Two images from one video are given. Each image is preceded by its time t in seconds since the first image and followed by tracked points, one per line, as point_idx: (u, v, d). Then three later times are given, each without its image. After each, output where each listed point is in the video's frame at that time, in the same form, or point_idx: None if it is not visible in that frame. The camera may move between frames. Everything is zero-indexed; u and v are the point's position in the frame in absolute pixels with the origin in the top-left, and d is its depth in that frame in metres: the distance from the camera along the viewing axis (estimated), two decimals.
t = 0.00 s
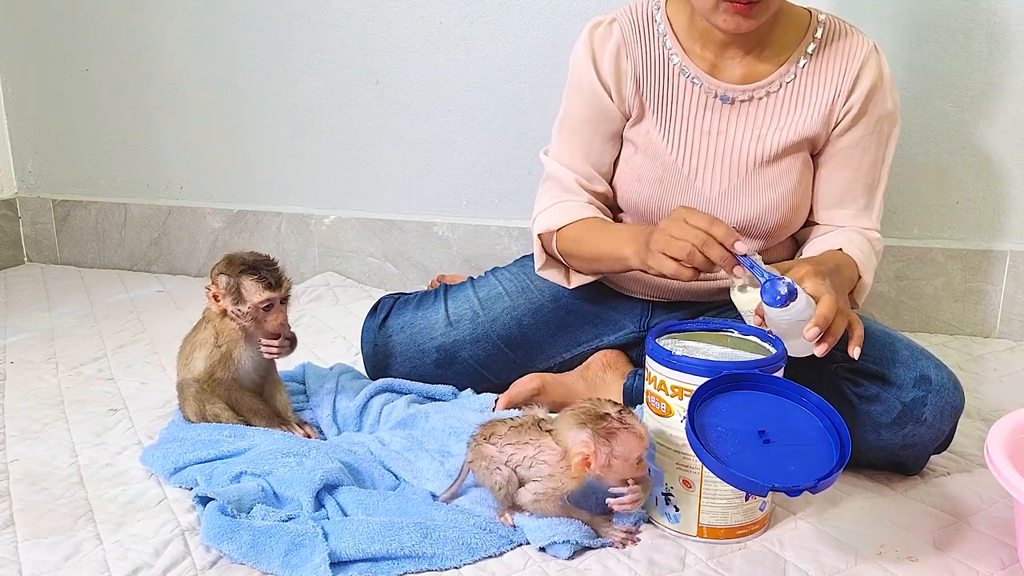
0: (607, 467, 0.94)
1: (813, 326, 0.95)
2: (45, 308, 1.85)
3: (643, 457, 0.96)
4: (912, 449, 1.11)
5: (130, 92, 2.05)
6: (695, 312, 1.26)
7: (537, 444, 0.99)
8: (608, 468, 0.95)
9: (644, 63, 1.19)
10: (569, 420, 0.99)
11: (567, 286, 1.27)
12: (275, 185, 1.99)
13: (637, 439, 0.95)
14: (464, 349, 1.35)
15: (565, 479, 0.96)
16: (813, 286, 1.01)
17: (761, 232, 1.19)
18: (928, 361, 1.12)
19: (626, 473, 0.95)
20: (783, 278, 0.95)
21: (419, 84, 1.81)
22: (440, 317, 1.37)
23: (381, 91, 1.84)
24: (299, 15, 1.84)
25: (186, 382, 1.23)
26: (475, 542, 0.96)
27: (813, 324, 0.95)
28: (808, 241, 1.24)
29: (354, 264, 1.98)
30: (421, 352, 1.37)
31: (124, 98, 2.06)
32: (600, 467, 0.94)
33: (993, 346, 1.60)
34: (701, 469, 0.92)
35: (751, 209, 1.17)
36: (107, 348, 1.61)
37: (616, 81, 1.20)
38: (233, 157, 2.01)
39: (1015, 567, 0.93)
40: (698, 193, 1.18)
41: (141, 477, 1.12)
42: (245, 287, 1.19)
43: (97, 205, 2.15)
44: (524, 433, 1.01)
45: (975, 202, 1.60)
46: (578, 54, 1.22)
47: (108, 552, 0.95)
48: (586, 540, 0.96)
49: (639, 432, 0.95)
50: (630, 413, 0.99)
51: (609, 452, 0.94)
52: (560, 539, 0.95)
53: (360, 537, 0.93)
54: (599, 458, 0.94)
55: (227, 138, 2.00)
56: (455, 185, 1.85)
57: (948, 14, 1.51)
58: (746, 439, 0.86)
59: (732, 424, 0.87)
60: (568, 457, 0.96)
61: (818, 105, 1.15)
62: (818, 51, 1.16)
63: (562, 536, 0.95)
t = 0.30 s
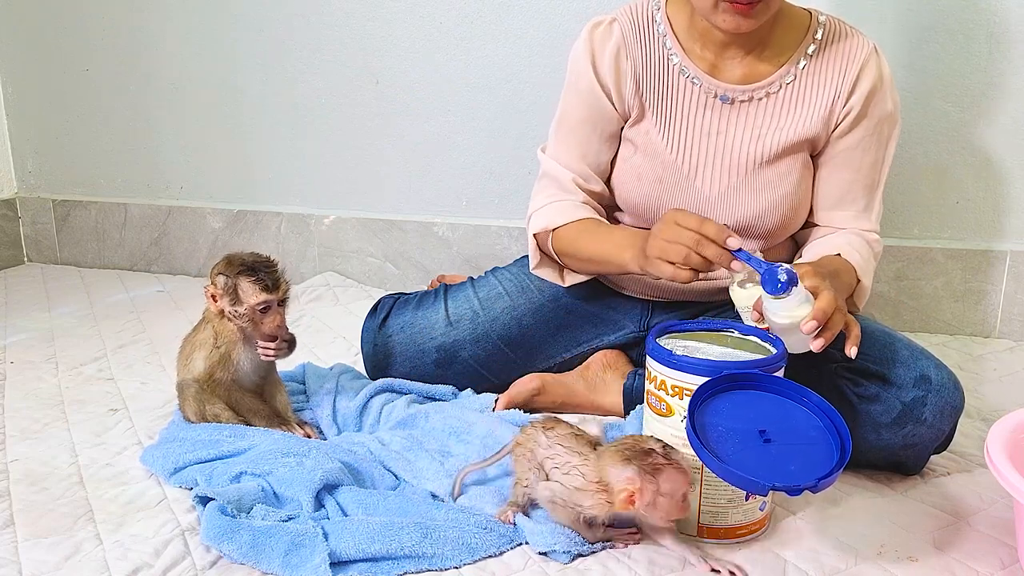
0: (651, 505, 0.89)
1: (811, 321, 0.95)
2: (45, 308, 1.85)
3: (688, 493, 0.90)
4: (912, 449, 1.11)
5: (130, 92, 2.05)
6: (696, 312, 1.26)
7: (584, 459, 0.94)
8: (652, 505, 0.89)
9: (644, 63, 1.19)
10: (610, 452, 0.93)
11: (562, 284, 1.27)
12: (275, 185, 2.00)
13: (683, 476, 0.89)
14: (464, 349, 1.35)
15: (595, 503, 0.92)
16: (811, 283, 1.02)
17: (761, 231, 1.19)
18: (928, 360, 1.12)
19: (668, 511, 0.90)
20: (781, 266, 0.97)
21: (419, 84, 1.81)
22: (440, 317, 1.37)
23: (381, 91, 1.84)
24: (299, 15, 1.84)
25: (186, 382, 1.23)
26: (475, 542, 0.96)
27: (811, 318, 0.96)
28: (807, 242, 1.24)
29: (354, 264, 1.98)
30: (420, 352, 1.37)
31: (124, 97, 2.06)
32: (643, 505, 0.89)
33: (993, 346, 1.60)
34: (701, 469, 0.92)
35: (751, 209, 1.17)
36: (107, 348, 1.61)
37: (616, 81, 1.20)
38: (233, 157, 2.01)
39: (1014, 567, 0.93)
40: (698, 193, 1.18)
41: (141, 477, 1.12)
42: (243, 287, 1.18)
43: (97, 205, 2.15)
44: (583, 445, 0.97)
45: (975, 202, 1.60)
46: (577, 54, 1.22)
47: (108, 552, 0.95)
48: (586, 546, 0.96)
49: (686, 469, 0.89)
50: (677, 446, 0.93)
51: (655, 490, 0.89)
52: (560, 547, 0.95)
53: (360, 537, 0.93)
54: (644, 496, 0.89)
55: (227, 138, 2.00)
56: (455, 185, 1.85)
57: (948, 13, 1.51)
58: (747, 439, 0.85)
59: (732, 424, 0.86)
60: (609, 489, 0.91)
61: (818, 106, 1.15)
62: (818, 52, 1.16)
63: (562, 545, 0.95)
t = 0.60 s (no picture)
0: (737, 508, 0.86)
1: (818, 329, 0.97)
2: (45, 308, 1.85)
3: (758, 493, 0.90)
4: (912, 449, 1.11)
5: (130, 92, 2.05)
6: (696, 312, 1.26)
7: (652, 469, 0.88)
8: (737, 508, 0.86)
9: (645, 63, 1.19)
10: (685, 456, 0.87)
11: (565, 284, 1.28)
12: (275, 185, 1.99)
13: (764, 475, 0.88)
14: (464, 349, 1.35)
15: (678, 513, 0.85)
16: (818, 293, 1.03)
17: (762, 233, 1.19)
18: (928, 360, 1.12)
19: (743, 515, 0.89)
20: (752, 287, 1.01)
21: (419, 84, 1.81)
22: (440, 317, 1.37)
23: (381, 91, 1.84)
24: (299, 15, 1.84)
25: (185, 384, 1.22)
26: (475, 542, 0.96)
27: (818, 328, 0.97)
28: (808, 244, 1.24)
29: (354, 264, 1.98)
30: (420, 352, 1.37)
31: (124, 98, 2.06)
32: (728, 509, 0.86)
33: (993, 346, 1.60)
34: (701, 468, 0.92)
35: (752, 211, 1.17)
36: (107, 348, 1.61)
37: (618, 80, 1.20)
38: (233, 157, 2.01)
39: (1014, 567, 0.93)
40: (699, 195, 1.18)
41: (141, 477, 1.12)
42: (247, 284, 1.20)
43: (97, 205, 2.15)
44: (641, 454, 0.91)
45: (975, 202, 1.60)
46: (579, 53, 1.22)
47: (108, 552, 0.95)
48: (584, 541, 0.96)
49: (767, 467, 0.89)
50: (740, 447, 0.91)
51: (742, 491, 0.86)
52: (558, 542, 0.95)
53: (360, 537, 0.93)
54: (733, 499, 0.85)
55: (227, 137, 2.00)
56: (455, 184, 1.85)
57: (948, 14, 1.51)
58: (747, 438, 0.85)
59: (732, 423, 0.86)
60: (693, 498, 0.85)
61: (820, 108, 1.15)
62: (820, 54, 1.16)
63: (561, 540, 0.95)
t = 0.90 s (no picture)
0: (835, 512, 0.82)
1: (823, 330, 0.98)
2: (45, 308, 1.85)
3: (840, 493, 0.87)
4: (912, 449, 1.11)
5: (130, 92, 2.05)
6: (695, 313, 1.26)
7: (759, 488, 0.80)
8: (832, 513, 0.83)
9: (647, 63, 1.19)
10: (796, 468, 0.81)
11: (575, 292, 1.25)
12: (275, 185, 1.99)
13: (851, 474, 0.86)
14: (463, 349, 1.35)
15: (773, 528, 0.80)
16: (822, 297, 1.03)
17: (762, 234, 1.19)
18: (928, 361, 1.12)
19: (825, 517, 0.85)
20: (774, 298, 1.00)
21: (419, 84, 1.81)
22: (441, 318, 1.37)
23: (380, 91, 1.84)
24: (299, 16, 1.84)
25: (186, 383, 1.22)
26: (475, 542, 0.96)
27: (822, 328, 0.98)
28: (808, 246, 1.24)
29: (354, 264, 1.98)
30: (419, 352, 1.37)
31: (124, 98, 2.06)
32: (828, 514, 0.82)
33: (994, 346, 1.60)
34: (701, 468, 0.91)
35: (753, 212, 1.17)
36: (107, 348, 1.61)
37: (622, 77, 1.19)
38: (233, 157, 2.01)
39: (1014, 567, 0.93)
40: (701, 196, 1.18)
41: (141, 477, 1.12)
42: (248, 283, 1.20)
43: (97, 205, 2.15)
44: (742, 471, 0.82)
45: (975, 202, 1.60)
46: (583, 50, 1.21)
47: (108, 552, 0.95)
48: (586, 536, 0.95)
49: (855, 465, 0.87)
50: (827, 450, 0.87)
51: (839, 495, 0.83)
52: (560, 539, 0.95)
53: (360, 537, 0.93)
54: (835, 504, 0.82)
55: (226, 137, 2.00)
56: (455, 184, 1.85)
57: (948, 14, 1.51)
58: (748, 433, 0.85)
59: (733, 420, 0.86)
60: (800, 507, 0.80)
61: (821, 110, 1.15)
62: (822, 55, 1.16)
63: (562, 537, 0.95)
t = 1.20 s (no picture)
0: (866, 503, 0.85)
1: (824, 328, 0.98)
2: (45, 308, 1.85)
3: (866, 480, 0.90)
4: (912, 449, 1.10)
5: (130, 92, 2.05)
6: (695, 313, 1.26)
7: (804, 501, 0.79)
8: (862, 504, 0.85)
9: (649, 62, 1.19)
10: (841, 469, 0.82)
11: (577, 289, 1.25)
12: (275, 185, 1.99)
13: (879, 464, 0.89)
14: (463, 350, 1.35)
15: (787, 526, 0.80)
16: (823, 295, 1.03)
17: (763, 234, 1.19)
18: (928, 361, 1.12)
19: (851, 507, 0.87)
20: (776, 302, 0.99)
21: (419, 84, 1.81)
22: (440, 317, 1.37)
23: (380, 91, 1.84)
24: (299, 15, 1.84)
25: (186, 382, 1.23)
26: (475, 542, 0.96)
27: (823, 326, 0.98)
28: (808, 246, 1.24)
29: (354, 264, 1.98)
30: (419, 352, 1.37)
31: (124, 97, 2.06)
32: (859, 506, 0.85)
33: (994, 346, 1.60)
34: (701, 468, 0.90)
35: (754, 212, 1.17)
36: (107, 348, 1.61)
37: (622, 77, 1.19)
38: (233, 157, 2.01)
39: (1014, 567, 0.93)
40: (701, 195, 1.18)
41: (141, 477, 1.12)
42: (245, 283, 1.20)
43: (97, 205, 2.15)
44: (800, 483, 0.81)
45: (975, 202, 1.60)
46: (584, 48, 1.21)
47: (108, 552, 0.95)
48: (587, 535, 0.95)
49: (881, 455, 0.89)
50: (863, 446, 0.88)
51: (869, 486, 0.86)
52: (560, 539, 0.95)
53: (360, 537, 0.93)
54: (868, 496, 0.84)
55: (226, 137, 2.00)
56: (455, 184, 1.85)
57: (948, 14, 1.51)
58: (750, 431, 0.85)
59: (734, 419, 0.86)
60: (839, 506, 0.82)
61: (822, 110, 1.15)
62: (822, 55, 1.16)
63: (562, 536, 0.95)
